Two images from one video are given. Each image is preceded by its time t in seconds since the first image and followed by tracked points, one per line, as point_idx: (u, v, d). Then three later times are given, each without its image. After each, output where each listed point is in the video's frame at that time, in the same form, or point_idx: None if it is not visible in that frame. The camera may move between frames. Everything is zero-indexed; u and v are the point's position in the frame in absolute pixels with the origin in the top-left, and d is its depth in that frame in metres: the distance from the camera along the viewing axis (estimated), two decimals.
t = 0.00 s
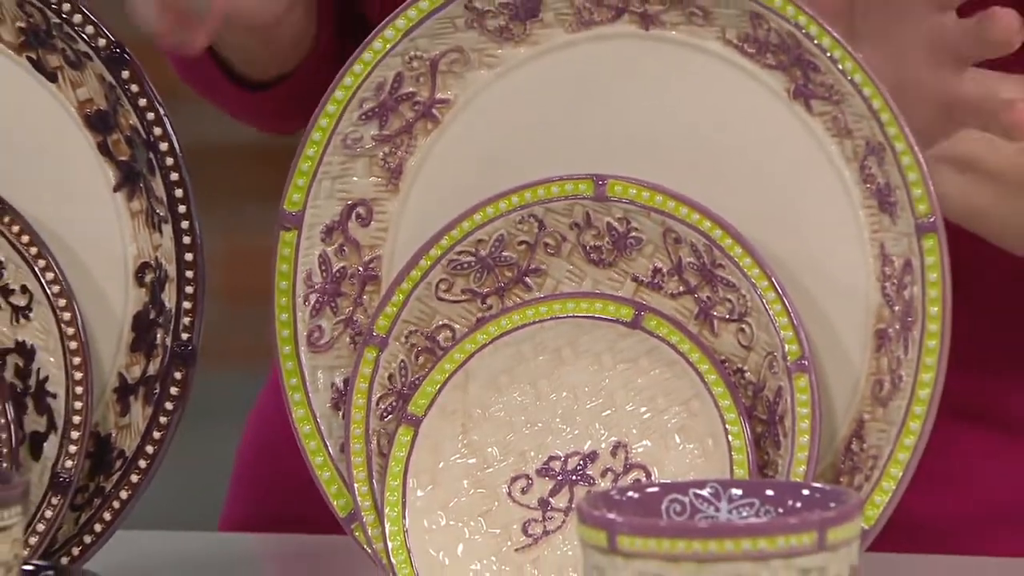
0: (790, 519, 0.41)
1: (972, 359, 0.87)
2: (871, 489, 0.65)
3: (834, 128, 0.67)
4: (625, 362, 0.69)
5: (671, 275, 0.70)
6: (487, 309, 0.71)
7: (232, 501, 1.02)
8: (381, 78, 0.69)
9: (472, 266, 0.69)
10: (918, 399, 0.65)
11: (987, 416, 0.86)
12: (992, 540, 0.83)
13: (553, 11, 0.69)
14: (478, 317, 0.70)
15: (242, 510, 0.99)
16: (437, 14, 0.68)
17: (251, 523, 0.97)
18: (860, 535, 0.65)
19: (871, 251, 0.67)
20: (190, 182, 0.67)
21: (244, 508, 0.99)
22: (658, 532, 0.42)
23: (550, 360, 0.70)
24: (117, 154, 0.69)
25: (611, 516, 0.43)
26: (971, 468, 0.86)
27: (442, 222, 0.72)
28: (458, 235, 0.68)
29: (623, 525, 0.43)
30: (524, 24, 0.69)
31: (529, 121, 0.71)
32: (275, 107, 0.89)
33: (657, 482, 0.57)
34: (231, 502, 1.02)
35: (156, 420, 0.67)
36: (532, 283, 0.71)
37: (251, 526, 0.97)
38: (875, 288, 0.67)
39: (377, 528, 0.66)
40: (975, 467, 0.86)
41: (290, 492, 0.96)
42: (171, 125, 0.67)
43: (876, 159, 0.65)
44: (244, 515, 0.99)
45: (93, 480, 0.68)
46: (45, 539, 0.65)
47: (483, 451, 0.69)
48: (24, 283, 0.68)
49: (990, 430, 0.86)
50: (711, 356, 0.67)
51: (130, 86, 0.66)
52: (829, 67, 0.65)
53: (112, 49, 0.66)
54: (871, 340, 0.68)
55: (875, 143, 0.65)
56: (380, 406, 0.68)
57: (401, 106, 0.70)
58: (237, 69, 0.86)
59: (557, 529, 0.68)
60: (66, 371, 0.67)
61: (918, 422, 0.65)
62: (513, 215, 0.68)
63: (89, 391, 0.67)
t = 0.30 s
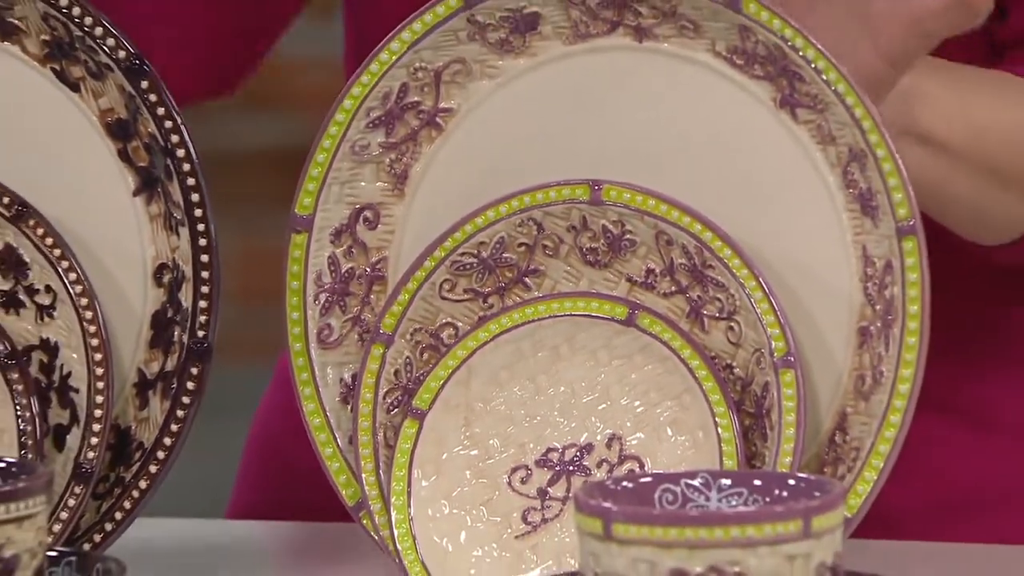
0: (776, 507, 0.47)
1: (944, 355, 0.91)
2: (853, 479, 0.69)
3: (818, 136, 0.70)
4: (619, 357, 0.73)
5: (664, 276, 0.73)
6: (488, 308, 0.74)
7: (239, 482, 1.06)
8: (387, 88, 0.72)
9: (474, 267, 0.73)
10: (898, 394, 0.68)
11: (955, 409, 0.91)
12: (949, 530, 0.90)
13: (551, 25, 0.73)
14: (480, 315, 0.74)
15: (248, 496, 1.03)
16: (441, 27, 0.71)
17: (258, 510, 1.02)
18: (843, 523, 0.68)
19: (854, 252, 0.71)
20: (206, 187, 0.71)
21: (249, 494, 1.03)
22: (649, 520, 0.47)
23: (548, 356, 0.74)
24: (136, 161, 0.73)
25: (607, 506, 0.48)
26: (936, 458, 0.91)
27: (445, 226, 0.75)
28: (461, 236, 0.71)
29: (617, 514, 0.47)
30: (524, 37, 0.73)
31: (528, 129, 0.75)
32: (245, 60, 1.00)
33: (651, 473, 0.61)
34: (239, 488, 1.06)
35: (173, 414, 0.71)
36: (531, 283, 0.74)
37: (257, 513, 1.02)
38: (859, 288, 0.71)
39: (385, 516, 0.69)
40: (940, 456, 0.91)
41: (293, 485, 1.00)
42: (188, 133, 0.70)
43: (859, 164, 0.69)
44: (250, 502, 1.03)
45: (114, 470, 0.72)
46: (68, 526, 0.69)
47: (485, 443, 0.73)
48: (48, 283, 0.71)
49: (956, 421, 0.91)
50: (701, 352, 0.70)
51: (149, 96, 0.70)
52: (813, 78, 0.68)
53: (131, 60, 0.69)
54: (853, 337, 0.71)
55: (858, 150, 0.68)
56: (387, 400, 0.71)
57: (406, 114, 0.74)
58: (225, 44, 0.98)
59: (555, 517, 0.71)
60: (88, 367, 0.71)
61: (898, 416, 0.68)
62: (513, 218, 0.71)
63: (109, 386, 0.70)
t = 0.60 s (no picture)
0: (763, 497, 0.50)
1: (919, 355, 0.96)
2: (836, 469, 0.72)
3: (804, 143, 0.74)
4: (614, 354, 0.76)
5: (656, 275, 0.77)
6: (489, 307, 0.78)
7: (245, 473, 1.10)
8: (393, 98, 0.76)
9: (475, 268, 0.77)
10: (879, 388, 0.72)
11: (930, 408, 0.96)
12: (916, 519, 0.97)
13: (549, 38, 0.76)
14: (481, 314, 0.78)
15: (254, 485, 1.07)
16: (445, 40, 0.75)
17: (264, 500, 1.06)
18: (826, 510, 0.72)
19: (837, 254, 0.74)
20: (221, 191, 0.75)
21: (255, 483, 1.07)
22: (642, 508, 0.51)
23: (547, 352, 0.77)
24: (155, 166, 0.76)
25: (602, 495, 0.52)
26: (909, 452, 0.97)
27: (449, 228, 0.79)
28: (465, 239, 0.75)
29: (612, 502, 0.51)
30: (523, 49, 0.77)
31: (528, 137, 0.79)
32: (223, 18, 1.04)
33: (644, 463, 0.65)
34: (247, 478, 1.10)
35: (190, 407, 0.74)
36: (530, 283, 0.78)
37: (264, 501, 1.05)
38: (842, 287, 0.74)
39: (391, 505, 0.73)
40: (915, 451, 0.97)
41: (301, 476, 1.04)
42: (205, 141, 0.74)
43: (841, 170, 0.72)
44: (256, 492, 1.07)
45: (134, 461, 0.76)
46: (90, 514, 0.73)
47: (486, 435, 0.76)
48: (71, 283, 0.75)
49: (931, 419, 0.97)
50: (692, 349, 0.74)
51: (167, 105, 0.73)
52: (798, 88, 0.72)
53: (151, 71, 0.73)
54: (837, 334, 0.75)
55: (841, 156, 0.72)
56: (393, 395, 0.75)
57: (412, 122, 0.77)
58: None
59: (553, 506, 0.75)
60: (110, 362, 0.74)
61: (879, 408, 0.72)
62: (514, 221, 0.75)
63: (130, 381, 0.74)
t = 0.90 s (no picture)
0: (752, 487, 0.54)
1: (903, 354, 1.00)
2: (822, 460, 0.76)
3: (789, 150, 0.78)
4: (609, 350, 0.80)
5: (649, 275, 0.81)
6: (490, 306, 0.81)
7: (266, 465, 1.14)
8: (398, 107, 0.80)
9: (477, 268, 0.80)
10: (861, 382, 0.75)
11: (914, 404, 1.00)
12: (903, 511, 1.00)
13: (548, 49, 0.80)
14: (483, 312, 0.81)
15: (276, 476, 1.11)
16: (448, 51, 0.79)
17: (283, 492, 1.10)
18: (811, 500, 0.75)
19: (822, 255, 0.78)
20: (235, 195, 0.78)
21: (276, 475, 1.11)
22: (637, 498, 0.54)
23: (545, 348, 0.81)
24: (172, 171, 0.80)
25: (598, 485, 0.56)
26: (895, 447, 1.00)
27: (451, 231, 0.83)
28: (467, 240, 0.79)
29: (610, 493, 0.55)
30: (522, 59, 0.80)
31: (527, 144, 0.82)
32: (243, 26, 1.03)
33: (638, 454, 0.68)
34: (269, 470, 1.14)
35: (206, 401, 0.78)
36: (529, 283, 0.82)
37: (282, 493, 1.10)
38: (827, 286, 0.78)
39: (396, 494, 0.77)
40: (900, 445, 1.00)
41: (319, 469, 1.08)
42: (219, 147, 0.78)
43: (826, 175, 0.76)
44: (276, 484, 1.11)
45: (152, 452, 0.80)
46: (110, 502, 0.76)
47: (488, 427, 0.80)
48: (92, 282, 0.79)
49: (915, 415, 1.01)
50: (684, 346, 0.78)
51: (183, 113, 0.77)
52: (783, 97, 0.76)
53: (168, 81, 0.77)
54: (821, 331, 0.78)
55: (825, 161, 0.76)
56: (399, 389, 0.79)
57: (416, 130, 0.81)
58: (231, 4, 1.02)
59: (551, 495, 0.78)
60: (129, 358, 0.78)
61: (862, 403, 0.75)
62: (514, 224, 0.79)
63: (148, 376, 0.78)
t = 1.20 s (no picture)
0: (741, 477, 0.58)
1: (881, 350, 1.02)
2: (807, 451, 0.80)
3: (776, 156, 0.82)
4: (604, 347, 0.84)
5: (643, 275, 0.84)
6: (491, 306, 0.85)
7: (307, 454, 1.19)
8: (404, 115, 0.84)
9: (479, 268, 0.84)
10: (845, 377, 0.80)
11: (897, 395, 1.02)
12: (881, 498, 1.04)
13: (546, 60, 0.84)
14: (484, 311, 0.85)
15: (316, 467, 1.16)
16: (451, 62, 0.83)
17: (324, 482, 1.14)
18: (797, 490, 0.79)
19: (807, 256, 0.82)
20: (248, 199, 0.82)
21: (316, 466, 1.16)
22: (631, 488, 0.58)
23: (543, 345, 0.84)
24: (188, 176, 0.84)
25: (594, 476, 0.59)
26: (878, 435, 1.03)
27: (453, 232, 0.86)
28: (470, 242, 0.83)
29: (606, 484, 0.59)
30: (522, 70, 0.85)
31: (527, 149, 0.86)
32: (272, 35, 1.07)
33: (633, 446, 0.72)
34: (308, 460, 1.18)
35: (221, 396, 0.82)
36: (529, 282, 0.85)
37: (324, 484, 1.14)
38: (813, 285, 0.82)
39: (402, 484, 0.81)
40: (883, 434, 1.03)
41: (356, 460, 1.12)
42: (233, 154, 0.82)
43: (811, 180, 0.80)
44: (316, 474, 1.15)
45: (169, 444, 0.84)
46: (130, 491, 0.81)
47: (489, 421, 0.83)
48: (112, 283, 0.83)
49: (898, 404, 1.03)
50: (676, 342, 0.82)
51: (199, 121, 0.81)
52: (771, 105, 0.80)
53: (185, 90, 0.81)
54: (807, 329, 0.82)
55: (810, 167, 0.80)
56: (405, 384, 0.83)
57: (421, 137, 0.85)
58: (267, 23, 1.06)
59: (549, 485, 0.82)
60: (147, 355, 0.82)
61: (845, 397, 0.80)
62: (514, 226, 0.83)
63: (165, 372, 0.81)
